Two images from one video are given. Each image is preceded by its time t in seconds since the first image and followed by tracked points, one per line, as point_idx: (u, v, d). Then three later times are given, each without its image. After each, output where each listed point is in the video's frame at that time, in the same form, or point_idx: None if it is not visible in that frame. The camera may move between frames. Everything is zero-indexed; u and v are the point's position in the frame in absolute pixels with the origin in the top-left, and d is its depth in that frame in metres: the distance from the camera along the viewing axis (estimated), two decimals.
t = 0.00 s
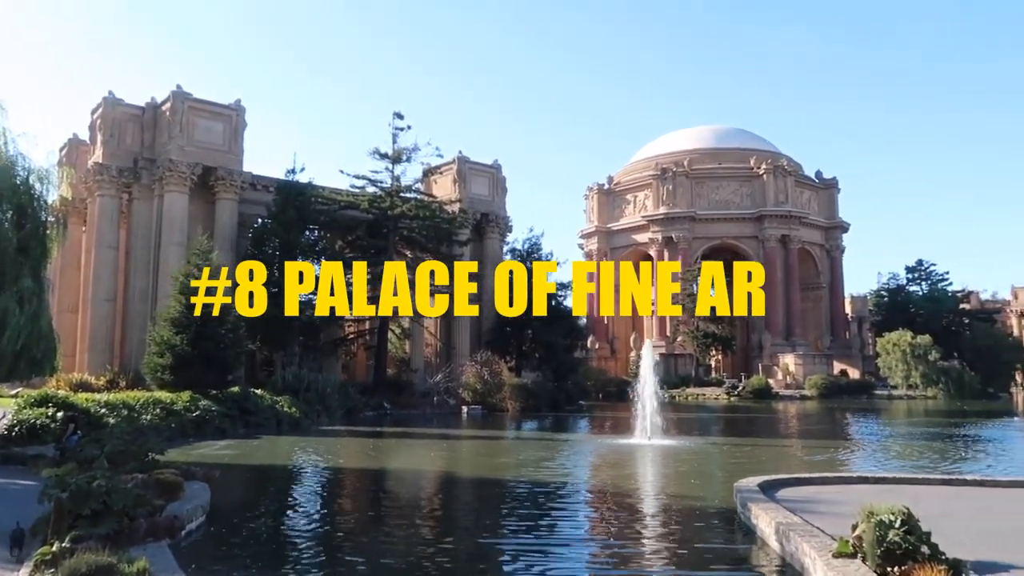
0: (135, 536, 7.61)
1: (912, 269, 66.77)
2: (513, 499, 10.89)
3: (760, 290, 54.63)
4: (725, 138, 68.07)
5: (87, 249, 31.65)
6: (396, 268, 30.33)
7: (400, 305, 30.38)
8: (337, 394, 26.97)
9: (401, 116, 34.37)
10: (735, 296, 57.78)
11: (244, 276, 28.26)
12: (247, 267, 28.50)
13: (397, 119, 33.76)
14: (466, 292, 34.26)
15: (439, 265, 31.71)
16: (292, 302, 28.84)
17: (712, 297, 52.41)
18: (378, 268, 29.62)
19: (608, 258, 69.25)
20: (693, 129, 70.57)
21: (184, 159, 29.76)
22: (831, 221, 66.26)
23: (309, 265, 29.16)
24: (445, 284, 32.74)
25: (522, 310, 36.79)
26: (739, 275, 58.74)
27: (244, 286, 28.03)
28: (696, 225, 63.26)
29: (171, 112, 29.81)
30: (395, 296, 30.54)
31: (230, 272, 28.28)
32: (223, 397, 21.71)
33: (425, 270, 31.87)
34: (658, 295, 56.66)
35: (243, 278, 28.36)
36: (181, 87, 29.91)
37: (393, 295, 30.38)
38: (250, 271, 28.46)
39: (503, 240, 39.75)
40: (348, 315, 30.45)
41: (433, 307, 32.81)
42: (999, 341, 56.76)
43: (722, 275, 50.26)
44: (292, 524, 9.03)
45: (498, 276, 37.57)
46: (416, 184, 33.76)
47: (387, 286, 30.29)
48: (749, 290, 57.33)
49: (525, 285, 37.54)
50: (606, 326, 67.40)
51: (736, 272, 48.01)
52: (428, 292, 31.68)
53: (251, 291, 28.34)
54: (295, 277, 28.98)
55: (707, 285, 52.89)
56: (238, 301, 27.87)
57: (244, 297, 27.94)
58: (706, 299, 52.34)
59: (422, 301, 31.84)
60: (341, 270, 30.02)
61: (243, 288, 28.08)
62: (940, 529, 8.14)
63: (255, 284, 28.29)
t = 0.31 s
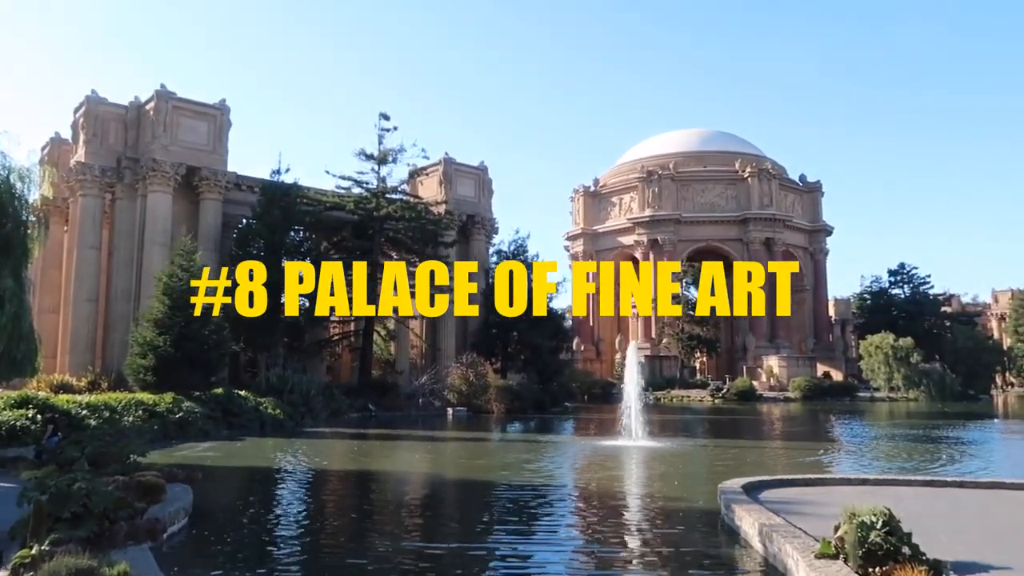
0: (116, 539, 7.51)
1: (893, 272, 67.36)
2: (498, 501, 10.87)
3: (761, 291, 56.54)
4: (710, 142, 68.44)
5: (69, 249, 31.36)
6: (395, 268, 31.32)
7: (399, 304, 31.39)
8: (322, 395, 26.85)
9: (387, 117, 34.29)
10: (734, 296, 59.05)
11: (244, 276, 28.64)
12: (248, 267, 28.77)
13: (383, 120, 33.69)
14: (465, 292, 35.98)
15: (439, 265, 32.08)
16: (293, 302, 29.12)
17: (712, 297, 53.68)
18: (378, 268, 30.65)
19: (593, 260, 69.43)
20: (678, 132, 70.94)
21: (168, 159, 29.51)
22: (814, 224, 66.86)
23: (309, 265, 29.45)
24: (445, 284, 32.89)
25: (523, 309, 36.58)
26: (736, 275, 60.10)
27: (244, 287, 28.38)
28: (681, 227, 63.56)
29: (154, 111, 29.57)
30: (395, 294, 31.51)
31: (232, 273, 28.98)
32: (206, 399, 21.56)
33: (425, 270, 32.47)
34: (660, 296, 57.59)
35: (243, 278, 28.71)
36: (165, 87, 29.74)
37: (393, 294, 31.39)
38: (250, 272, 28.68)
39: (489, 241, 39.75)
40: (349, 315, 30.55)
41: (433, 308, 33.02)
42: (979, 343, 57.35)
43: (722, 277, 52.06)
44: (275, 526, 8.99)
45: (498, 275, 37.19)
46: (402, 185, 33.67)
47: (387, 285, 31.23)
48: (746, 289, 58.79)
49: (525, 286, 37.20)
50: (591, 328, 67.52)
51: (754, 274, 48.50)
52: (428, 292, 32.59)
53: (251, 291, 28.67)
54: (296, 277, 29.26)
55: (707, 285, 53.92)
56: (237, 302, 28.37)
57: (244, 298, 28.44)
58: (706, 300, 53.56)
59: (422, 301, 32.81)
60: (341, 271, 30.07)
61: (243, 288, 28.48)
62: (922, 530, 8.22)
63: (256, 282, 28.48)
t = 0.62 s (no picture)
0: (99, 541, 7.47)
1: (879, 273, 67.83)
2: (485, 501, 10.87)
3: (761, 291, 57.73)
4: (698, 143, 68.67)
5: (53, 248, 31.09)
6: (396, 268, 31.23)
7: (400, 304, 31.44)
8: (309, 396, 26.74)
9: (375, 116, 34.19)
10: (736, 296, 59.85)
11: (244, 276, 28.76)
12: (248, 267, 28.88)
13: (371, 120, 33.60)
14: (466, 292, 35.71)
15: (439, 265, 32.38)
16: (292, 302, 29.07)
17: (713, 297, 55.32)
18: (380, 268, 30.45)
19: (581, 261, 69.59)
20: (666, 133, 71.16)
21: (153, 157, 29.29)
22: (801, 226, 67.31)
23: (309, 265, 29.26)
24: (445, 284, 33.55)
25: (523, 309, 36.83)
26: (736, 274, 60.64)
27: (244, 287, 28.50)
28: (669, 228, 63.78)
29: (140, 109, 29.36)
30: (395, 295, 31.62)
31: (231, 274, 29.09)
32: (192, 399, 21.44)
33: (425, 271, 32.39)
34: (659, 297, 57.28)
35: (243, 278, 28.82)
36: (151, 85, 29.56)
37: (393, 294, 31.54)
38: (251, 272, 28.78)
39: (477, 241, 39.72)
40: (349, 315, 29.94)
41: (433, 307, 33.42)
42: (963, 344, 57.86)
43: (722, 279, 52.86)
44: (261, 527, 8.92)
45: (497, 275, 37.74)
46: (390, 185, 33.58)
47: (387, 285, 31.24)
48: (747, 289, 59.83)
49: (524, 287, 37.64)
50: (579, 329, 67.62)
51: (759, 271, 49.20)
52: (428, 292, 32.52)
53: (252, 291, 28.77)
54: (295, 277, 29.24)
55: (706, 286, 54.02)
56: (237, 302, 28.54)
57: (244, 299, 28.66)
58: (706, 299, 54.07)
59: (422, 300, 32.51)
60: (341, 271, 29.83)
61: (243, 288, 28.59)
62: (906, 530, 8.27)
63: (256, 283, 28.60)
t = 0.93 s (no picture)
0: (81, 541, 7.43)
1: (863, 274, 68.32)
2: (471, 501, 10.83)
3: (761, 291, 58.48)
4: (685, 143, 68.92)
5: (36, 246, 30.80)
6: (396, 269, 31.52)
7: (400, 304, 32.09)
8: (294, 395, 26.62)
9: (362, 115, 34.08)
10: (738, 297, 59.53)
11: (244, 276, 28.61)
12: (248, 267, 28.83)
13: (358, 118, 33.49)
14: (466, 291, 36.69)
15: (440, 264, 32.86)
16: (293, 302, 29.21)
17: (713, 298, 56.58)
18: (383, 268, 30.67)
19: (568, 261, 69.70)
20: (653, 133, 71.38)
21: (138, 155, 29.07)
22: (786, 226, 67.75)
23: (309, 265, 29.29)
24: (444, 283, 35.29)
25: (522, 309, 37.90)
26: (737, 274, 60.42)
27: (244, 287, 28.39)
28: (655, 228, 63.97)
29: (124, 106, 29.14)
30: (396, 295, 32.15)
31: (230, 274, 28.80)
32: (177, 399, 21.31)
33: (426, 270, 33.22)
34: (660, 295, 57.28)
35: (243, 278, 28.68)
36: (135, 82, 29.33)
37: (393, 294, 32.08)
38: (250, 272, 28.74)
39: (464, 240, 39.66)
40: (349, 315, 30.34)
41: (433, 307, 34.73)
42: (946, 344, 58.34)
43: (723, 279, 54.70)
44: (247, 528, 8.87)
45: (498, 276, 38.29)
46: (377, 184, 33.50)
47: (388, 286, 31.70)
48: (746, 289, 59.24)
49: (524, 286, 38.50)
50: (566, 328, 67.69)
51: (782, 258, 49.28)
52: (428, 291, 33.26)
53: (251, 291, 28.69)
54: (295, 277, 29.35)
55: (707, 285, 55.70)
56: (237, 302, 28.39)
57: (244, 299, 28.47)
58: (706, 299, 55.51)
59: (422, 301, 33.34)
60: (341, 271, 29.98)
61: (244, 288, 28.48)
62: (889, 528, 8.33)
63: (257, 283, 28.50)
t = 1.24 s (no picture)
0: (66, 541, 7.37)
1: (850, 274, 68.71)
2: (459, 501, 10.80)
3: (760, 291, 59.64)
4: (674, 143, 69.11)
5: (21, 244, 30.56)
6: (396, 269, 32.20)
7: (400, 303, 32.92)
8: (282, 395, 26.52)
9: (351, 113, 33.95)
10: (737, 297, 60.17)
11: (245, 276, 28.76)
12: (247, 267, 28.99)
13: (347, 117, 33.37)
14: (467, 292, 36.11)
15: (439, 265, 34.88)
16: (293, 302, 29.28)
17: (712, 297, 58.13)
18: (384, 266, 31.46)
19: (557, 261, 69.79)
20: (642, 133, 71.54)
21: (125, 152, 28.89)
22: (774, 226, 68.14)
23: (308, 266, 29.33)
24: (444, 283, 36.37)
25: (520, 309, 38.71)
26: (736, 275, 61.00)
27: (244, 287, 28.49)
28: (644, 228, 64.09)
29: (111, 104, 28.93)
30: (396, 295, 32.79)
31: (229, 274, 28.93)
32: (164, 398, 21.19)
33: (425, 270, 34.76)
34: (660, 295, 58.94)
35: (243, 278, 28.78)
36: (123, 79, 29.16)
37: (393, 293, 32.81)
38: (250, 272, 28.93)
39: (453, 240, 39.61)
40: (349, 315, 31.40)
41: (432, 307, 35.72)
42: (932, 344, 58.70)
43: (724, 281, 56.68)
44: (233, 528, 8.83)
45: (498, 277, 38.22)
46: (366, 183, 33.41)
47: (388, 285, 32.51)
48: (747, 290, 59.84)
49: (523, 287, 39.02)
50: (555, 328, 67.72)
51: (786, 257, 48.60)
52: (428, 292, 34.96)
53: (251, 292, 28.77)
54: (295, 277, 29.31)
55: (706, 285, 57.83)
56: (237, 303, 28.45)
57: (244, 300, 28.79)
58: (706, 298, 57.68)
59: (422, 301, 34.83)
60: (341, 271, 30.04)
61: (244, 289, 28.58)
62: (874, 527, 8.39)
63: (257, 283, 28.79)
